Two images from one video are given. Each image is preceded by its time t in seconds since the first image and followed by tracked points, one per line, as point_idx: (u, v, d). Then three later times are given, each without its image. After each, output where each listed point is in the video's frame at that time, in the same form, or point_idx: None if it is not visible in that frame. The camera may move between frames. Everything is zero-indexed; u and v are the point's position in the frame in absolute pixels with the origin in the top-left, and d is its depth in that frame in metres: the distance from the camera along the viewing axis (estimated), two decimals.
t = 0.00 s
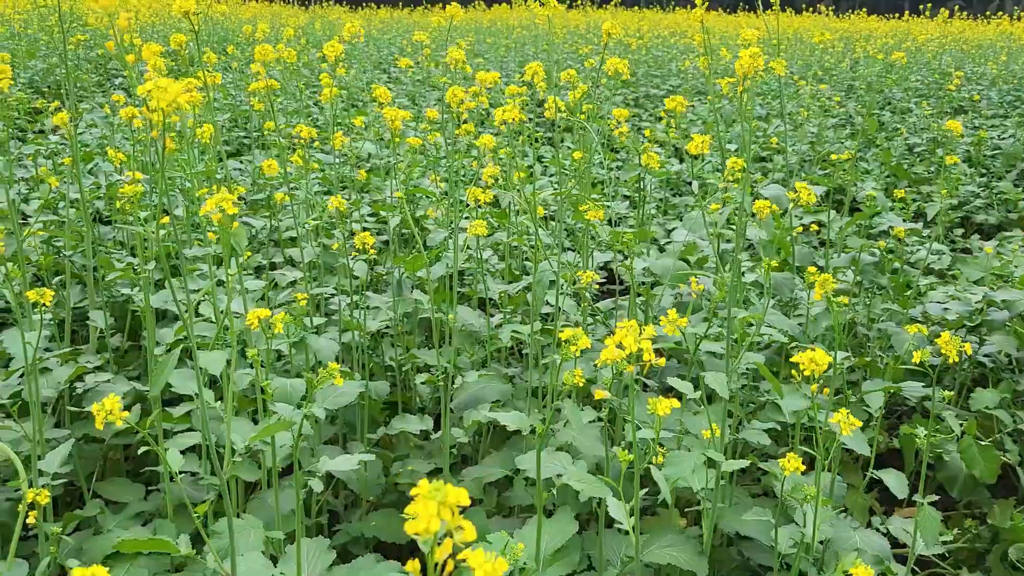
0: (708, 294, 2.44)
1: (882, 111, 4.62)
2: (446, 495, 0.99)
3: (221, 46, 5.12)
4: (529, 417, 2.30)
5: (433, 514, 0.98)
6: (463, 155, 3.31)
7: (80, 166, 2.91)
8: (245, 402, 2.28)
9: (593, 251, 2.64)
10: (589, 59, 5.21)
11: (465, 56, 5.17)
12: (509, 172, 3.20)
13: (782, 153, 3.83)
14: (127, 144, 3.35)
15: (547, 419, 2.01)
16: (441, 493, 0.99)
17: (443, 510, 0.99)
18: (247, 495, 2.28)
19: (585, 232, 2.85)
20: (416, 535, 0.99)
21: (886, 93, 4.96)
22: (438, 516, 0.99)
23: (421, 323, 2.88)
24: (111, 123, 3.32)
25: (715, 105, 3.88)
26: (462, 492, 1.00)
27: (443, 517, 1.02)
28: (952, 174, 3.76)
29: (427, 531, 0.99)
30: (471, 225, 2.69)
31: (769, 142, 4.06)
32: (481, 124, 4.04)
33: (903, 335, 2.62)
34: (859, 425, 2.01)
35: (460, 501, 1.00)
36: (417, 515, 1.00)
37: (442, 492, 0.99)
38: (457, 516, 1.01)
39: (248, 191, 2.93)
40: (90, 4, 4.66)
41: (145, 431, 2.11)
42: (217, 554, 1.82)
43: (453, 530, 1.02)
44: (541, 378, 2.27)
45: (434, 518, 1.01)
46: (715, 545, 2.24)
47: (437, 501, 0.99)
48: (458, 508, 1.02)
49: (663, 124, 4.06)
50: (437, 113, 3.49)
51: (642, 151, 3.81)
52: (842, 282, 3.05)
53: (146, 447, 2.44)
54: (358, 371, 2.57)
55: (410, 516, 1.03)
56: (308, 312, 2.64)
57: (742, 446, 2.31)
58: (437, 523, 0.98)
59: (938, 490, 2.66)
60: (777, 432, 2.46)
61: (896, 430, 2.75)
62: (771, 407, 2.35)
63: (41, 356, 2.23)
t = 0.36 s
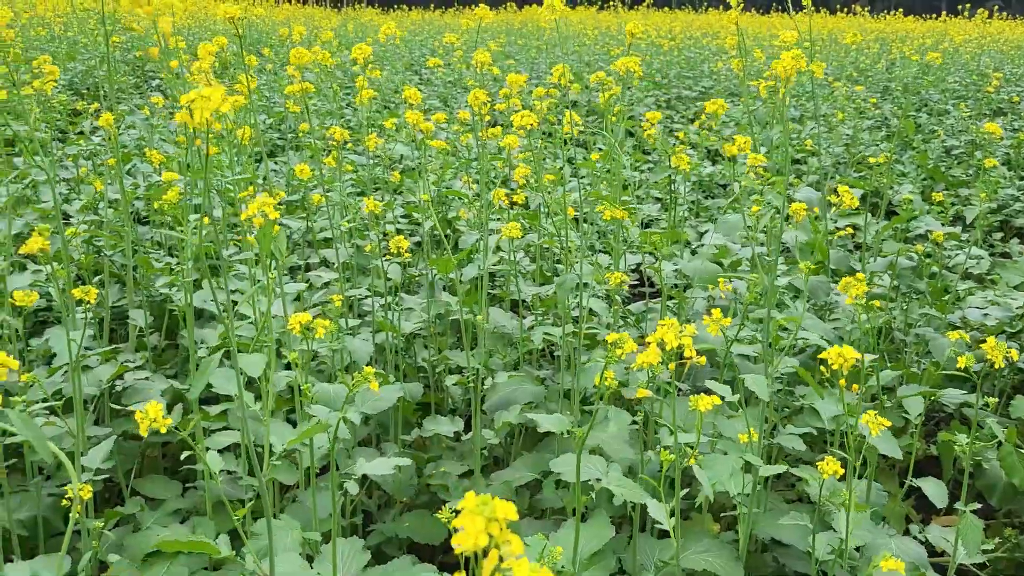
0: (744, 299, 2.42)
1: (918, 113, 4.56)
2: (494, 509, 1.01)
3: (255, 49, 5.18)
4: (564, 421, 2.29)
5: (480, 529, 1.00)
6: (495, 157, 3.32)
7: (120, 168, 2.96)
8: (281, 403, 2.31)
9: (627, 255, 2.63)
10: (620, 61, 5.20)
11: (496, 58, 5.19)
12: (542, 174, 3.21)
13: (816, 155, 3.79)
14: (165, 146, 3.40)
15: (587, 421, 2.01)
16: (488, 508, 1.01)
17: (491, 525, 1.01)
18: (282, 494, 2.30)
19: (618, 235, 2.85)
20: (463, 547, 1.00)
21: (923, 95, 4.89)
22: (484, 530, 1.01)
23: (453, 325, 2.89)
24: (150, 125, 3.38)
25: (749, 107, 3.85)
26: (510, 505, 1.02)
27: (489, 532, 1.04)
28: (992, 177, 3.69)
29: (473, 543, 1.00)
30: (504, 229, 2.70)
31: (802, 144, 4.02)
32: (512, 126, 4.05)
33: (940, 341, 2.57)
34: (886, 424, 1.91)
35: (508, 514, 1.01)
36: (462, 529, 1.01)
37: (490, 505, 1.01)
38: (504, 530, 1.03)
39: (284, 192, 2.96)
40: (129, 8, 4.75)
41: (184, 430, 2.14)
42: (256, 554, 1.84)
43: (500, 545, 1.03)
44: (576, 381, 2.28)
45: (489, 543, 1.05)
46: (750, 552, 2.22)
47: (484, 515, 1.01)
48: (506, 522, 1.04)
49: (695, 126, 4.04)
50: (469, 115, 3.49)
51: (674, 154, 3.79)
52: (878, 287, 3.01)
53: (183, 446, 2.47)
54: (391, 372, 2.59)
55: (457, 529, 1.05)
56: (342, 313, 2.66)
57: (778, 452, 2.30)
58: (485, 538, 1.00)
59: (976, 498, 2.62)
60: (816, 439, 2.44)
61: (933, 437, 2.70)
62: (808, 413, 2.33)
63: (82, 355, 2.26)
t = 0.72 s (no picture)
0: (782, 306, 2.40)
1: (955, 117, 4.50)
2: (546, 514, 0.98)
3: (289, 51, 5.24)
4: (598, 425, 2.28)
5: (533, 533, 0.98)
6: (528, 160, 3.32)
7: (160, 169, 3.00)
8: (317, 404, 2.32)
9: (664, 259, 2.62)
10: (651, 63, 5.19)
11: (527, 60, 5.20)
12: (575, 177, 3.21)
13: (851, 159, 3.76)
14: (202, 147, 3.44)
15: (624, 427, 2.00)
16: (540, 513, 0.99)
17: (543, 530, 0.98)
18: (316, 495, 2.31)
19: (653, 239, 2.84)
20: (514, 552, 0.98)
21: (959, 99, 4.83)
22: (536, 536, 0.98)
23: (486, 327, 2.90)
24: (188, 126, 3.43)
25: (783, 110, 3.83)
26: (561, 511, 0.99)
27: (541, 538, 1.01)
28: None
29: (526, 548, 0.98)
30: (539, 232, 2.70)
31: (837, 148, 3.99)
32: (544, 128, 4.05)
33: (981, 349, 2.50)
34: (928, 435, 1.88)
35: (560, 520, 0.99)
36: (514, 534, 0.99)
37: (542, 510, 0.99)
38: (556, 538, 1.00)
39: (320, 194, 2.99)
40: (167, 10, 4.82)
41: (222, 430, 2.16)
42: (294, 554, 1.86)
43: (551, 551, 1.01)
44: (611, 385, 2.27)
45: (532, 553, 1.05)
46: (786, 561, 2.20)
47: (536, 520, 0.98)
48: (557, 528, 1.01)
49: (728, 129, 4.02)
50: (502, 118, 3.50)
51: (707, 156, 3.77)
52: (916, 294, 2.98)
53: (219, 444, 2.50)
54: (425, 374, 2.59)
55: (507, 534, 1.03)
56: (377, 314, 2.68)
57: (814, 460, 2.27)
58: (537, 543, 0.97)
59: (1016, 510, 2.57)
60: (854, 448, 2.41)
61: (972, 446, 2.66)
62: (846, 422, 2.30)
63: (123, 354, 2.30)
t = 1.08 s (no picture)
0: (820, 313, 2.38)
1: (993, 122, 4.45)
2: (596, 531, 1.00)
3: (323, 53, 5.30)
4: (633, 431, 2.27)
5: (583, 548, 0.99)
6: (561, 163, 3.32)
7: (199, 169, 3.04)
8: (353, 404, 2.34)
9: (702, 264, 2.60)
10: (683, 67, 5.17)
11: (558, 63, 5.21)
12: (609, 181, 3.20)
13: (887, 164, 3.72)
14: (239, 148, 3.48)
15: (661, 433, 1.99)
16: (591, 529, 1.00)
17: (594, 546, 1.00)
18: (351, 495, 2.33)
19: (688, 244, 2.83)
20: (564, 568, 0.99)
21: (996, 104, 4.76)
22: (587, 552, 1.00)
23: (519, 330, 2.90)
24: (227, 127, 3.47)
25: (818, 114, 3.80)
26: (611, 528, 1.01)
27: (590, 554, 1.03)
28: None
29: (577, 564, 0.99)
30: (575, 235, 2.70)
31: (872, 153, 3.95)
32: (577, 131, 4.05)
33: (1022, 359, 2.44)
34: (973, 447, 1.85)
35: (609, 536, 1.00)
36: (564, 550, 1.00)
37: (593, 527, 1.00)
38: (607, 554, 1.01)
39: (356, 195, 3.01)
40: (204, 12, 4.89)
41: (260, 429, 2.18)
42: (330, 554, 1.87)
43: (600, 567, 1.02)
44: (647, 391, 2.26)
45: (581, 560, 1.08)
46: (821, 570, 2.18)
47: (587, 536, 1.00)
48: (607, 544, 1.02)
49: (761, 134, 4.00)
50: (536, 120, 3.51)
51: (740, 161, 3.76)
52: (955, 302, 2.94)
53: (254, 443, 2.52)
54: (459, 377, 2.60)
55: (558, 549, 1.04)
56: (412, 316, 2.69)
57: (851, 469, 2.25)
58: (587, 558, 0.99)
59: None
60: (892, 458, 2.38)
61: (1012, 458, 2.62)
62: (884, 431, 2.28)
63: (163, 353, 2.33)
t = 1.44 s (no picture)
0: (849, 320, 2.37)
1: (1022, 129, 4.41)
2: (641, 516, 1.04)
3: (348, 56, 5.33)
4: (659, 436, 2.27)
5: (629, 533, 1.03)
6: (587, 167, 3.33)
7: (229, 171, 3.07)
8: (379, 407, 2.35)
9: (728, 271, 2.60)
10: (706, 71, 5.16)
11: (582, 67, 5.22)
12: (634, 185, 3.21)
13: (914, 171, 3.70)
14: (267, 150, 3.51)
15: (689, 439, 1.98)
16: (635, 515, 1.04)
17: (638, 531, 1.03)
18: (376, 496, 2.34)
19: (714, 250, 2.82)
20: (610, 551, 1.03)
21: None
22: (633, 537, 1.03)
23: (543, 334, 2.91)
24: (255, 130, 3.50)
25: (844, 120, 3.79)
26: (655, 515, 1.04)
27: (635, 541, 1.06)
28: None
29: (623, 549, 1.03)
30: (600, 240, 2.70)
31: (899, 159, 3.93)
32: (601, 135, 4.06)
33: None
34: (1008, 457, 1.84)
35: (653, 522, 1.04)
36: (610, 535, 1.04)
37: (638, 513, 1.04)
38: (651, 540, 1.05)
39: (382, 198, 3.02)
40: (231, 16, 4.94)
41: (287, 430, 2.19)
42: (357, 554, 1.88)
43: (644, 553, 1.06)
44: (673, 397, 2.26)
45: (621, 557, 1.10)
46: None
47: (632, 521, 1.04)
48: (651, 532, 1.06)
49: (786, 139, 3.99)
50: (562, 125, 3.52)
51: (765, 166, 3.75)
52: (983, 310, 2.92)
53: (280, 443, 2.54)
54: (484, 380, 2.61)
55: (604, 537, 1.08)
56: (438, 319, 2.70)
57: (879, 478, 2.23)
58: (632, 542, 1.02)
59: None
60: (919, 466, 2.36)
61: None
62: (912, 439, 2.26)
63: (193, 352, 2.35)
